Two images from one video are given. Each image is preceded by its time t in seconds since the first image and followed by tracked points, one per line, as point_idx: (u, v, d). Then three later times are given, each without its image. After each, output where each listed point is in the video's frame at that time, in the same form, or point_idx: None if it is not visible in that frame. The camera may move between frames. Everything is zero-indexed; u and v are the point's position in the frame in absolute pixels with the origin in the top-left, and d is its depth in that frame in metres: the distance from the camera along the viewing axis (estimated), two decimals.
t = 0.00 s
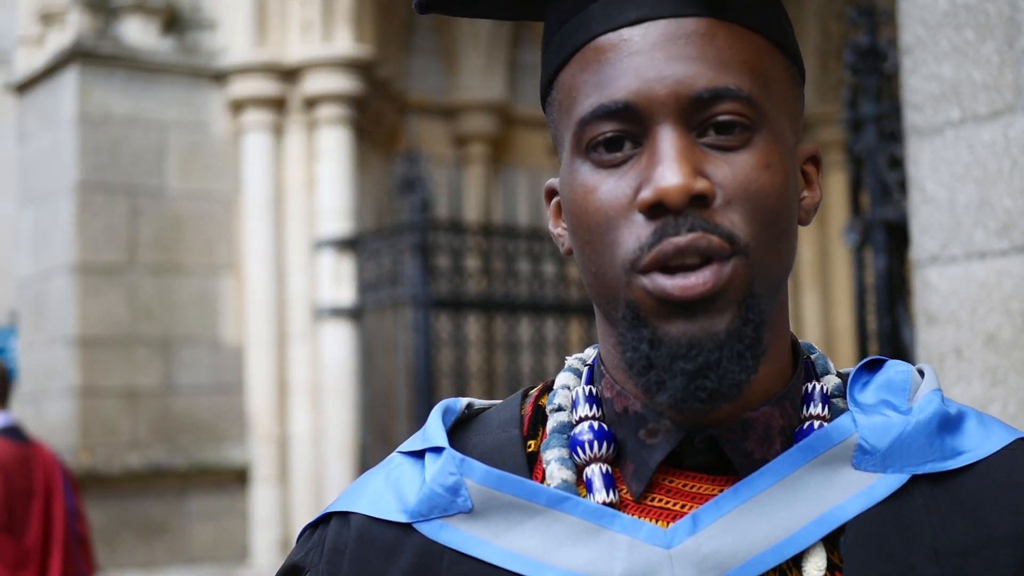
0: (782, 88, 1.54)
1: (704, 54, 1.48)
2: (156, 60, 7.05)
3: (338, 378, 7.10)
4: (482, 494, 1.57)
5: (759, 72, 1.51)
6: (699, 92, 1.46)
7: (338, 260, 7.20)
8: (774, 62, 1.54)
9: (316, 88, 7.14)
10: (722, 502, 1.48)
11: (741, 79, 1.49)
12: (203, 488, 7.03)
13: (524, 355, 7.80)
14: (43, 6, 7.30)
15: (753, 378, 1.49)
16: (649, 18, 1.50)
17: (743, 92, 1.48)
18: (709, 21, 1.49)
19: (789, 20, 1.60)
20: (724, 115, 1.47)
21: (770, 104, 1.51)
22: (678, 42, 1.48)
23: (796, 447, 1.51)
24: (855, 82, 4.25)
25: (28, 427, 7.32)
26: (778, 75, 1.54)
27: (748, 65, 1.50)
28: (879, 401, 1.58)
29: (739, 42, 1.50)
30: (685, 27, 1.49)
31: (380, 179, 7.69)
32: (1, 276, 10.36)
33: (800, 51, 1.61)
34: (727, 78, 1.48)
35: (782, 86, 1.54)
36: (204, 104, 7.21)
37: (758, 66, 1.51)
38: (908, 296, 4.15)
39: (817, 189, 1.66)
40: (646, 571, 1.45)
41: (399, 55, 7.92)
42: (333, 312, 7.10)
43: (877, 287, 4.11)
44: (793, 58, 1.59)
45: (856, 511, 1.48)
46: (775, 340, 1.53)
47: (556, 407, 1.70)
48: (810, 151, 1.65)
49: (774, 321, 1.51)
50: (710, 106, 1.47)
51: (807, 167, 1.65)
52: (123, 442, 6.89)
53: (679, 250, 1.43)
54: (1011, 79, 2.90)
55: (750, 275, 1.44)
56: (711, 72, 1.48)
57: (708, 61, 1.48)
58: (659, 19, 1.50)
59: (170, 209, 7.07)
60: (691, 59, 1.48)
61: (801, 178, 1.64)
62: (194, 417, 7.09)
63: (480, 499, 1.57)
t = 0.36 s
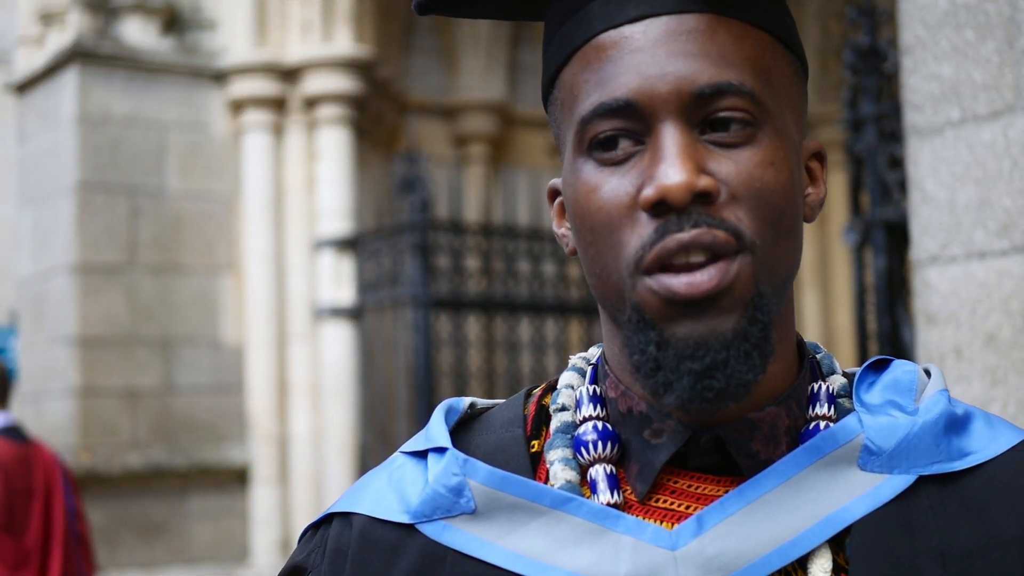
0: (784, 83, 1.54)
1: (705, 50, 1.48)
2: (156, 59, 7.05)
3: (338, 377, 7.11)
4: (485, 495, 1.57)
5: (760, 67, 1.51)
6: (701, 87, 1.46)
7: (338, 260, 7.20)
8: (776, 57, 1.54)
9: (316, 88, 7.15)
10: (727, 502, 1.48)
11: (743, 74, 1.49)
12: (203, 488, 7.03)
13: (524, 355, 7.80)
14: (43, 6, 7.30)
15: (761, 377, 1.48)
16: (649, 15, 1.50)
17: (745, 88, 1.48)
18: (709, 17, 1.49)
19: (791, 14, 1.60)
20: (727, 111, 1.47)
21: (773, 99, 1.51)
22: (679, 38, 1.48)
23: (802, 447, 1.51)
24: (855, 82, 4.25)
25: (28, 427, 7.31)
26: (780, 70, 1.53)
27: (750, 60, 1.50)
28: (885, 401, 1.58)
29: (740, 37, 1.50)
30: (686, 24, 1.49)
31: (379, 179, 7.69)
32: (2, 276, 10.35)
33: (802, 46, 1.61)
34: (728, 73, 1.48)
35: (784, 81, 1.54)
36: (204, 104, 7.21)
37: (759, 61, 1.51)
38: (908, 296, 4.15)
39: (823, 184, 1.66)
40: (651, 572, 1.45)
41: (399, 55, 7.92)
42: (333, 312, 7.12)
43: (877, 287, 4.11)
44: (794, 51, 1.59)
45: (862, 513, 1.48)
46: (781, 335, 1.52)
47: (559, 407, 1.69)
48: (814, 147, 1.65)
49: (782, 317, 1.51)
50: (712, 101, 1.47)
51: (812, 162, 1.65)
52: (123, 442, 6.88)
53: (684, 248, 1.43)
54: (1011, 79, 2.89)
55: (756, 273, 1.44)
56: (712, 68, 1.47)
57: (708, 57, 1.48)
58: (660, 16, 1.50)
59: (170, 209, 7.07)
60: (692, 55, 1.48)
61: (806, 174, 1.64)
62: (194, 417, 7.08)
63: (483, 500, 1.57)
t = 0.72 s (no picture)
0: (759, 84, 1.51)
1: (661, 55, 1.47)
2: (156, 59, 7.04)
3: (338, 377, 7.13)
4: (488, 495, 1.56)
5: (724, 69, 1.48)
6: (649, 93, 1.46)
7: (338, 260, 7.20)
8: (750, 57, 1.51)
9: (317, 88, 7.16)
10: (731, 504, 1.47)
11: (699, 78, 1.47)
12: (203, 488, 7.03)
13: (524, 355, 7.81)
14: (43, 5, 7.29)
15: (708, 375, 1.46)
16: (611, 22, 1.51)
17: (698, 92, 1.46)
18: (670, 22, 1.49)
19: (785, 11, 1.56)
20: (677, 118, 1.46)
21: (737, 103, 1.48)
22: (635, 45, 1.48)
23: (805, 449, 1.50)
24: (855, 82, 4.25)
25: (28, 427, 7.31)
26: (753, 71, 1.50)
27: (712, 63, 1.48)
28: (891, 402, 1.58)
29: (703, 40, 1.48)
30: (643, 30, 1.49)
31: (379, 179, 7.70)
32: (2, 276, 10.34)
33: (796, 44, 1.57)
34: (682, 79, 1.46)
35: (760, 82, 1.51)
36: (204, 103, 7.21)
37: (722, 64, 1.48)
38: (908, 296, 4.15)
39: (826, 185, 1.61)
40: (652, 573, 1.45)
41: (399, 55, 7.92)
42: (332, 312, 7.14)
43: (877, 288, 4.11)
44: (780, 46, 1.55)
45: (866, 514, 1.47)
46: (771, 333, 1.54)
47: (563, 407, 1.69)
48: (820, 145, 1.60)
49: (747, 321, 1.49)
50: (663, 108, 1.46)
51: (817, 161, 1.61)
52: (123, 442, 6.88)
53: (621, 255, 1.43)
54: (1011, 78, 2.89)
55: (699, 281, 1.42)
56: (666, 73, 1.47)
57: (662, 63, 1.47)
58: (620, 23, 1.51)
59: (170, 209, 7.06)
60: (646, 61, 1.47)
61: (804, 174, 1.60)
62: (194, 417, 7.08)
63: (487, 500, 1.56)
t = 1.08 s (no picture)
0: (775, 77, 1.53)
1: (687, 41, 1.48)
2: (156, 59, 7.04)
3: (338, 377, 7.13)
4: (490, 497, 1.57)
5: (745, 60, 1.50)
6: (679, 78, 1.46)
7: (338, 260, 7.20)
8: (764, 49, 1.53)
9: (317, 88, 7.16)
10: (733, 506, 1.47)
11: (724, 66, 1.48)
12: (202, 488, 7.03)
13: (524, 355, 7.81)
14: (43, 5, 7.28)
15: (753, 369, 1.47)
16: (631, 10, 1.51)
17: (726, 78, 1.47)
18: (692, 10, 1.49)
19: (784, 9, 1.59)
20: (708, 102, 1.46)
21: (759, 91, 1.50)
22: (661, 31, 1.48)
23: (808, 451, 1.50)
24: (855, 82, 4.25)
25: (28, 427, 7.31)
26: (768, 63, 1.53)
27: (734, 52, 1.49)
28: (894, 404, 1.58)
29: (725, 29, 1.49)
30: (667, 17, 1.49)
31: (379, 179, 7.70)
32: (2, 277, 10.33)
33: (797, 41, 1.60)
34: (708, 65, 1.47)
35: (773, 74, 1.53)
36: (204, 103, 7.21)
37: (744, 54, 1.50)
38: (909, 296, 4.15)
39: (825, 181, 1.65)
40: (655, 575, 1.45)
41: (399, 55, 7.92)
42: (333, 312, 7.14)
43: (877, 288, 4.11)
44: (785, 43, 1.57)
45: (868, 515, 1.47)
46: (780, 331, 1.51)
47: (566, 408, 1.70)
48: (817, 143, 1.65)
49: (777, 316, 1.49)
50: (692, 92, 1.46)
51: (814, 159, 1.65)
52: (123, 442, 6.88)
53: (664, 240, 1.41)
54: (1011, 78, 2.88)
55: (741, 265, 1.42)
56: (691, 59, 1.47)
57: (688, 50, 1.47)
58: (640, 11, 1.50)
59: (170, 209, 7.06)
60: (672, 47, 1.47)
61: (806, 169, 1.63)
62: (194, 417, 7.08)
63: (489, 501, 1.57)
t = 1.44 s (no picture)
0: (776, 78, 1.53)
1: (693, 42, 1.47)
2: (156, 59, 7.04)
3: (338, 377, 7.13)
4: (486, 498, 1.57)
5: (750, 60, 1.50)
6: (688, 79, 1.46)
7: (338, 260, 7.20)
8: (767, 50, 1.53)
9: (317, 88, 7.16)
10: (729, 505, 1.47)
11: (731, 66, 1.48)
12: (202, 488, 7.03)
13: (524, 355, 7.81)
14: (43, 5, 7.28)
15: (758, 371, 1.47)
16: (637, 10, 1.50)
17: (733, 79, 1.47)
18: (698, 11, 1.49)
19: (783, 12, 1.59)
20: (716, 104, 1.46)
21: (764, 92, 1.50)
22: (667, 32, 1.48)
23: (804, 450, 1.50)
24: (855, 82, 4.25)
25: (28, 427, 7.31)
26: (771, 63, 1.53)
27: (739, 52, 1.49)
28: (891, 402, 1.57)
29: (730, 29, 1.49)
30: (673, 18, 1.48)
31: (379, 179, 7.70)
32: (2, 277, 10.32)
33: (794, 41, 1.61)
34: (716, 66, 1.47)
35: (775, 73, 1.53)
36: (204, 103, 7.21)
37: (749, 55, 1.50)
38: (908, 296, 4.15)
39: (819, 181, 1.66)
40: None
41: (399, 55, 7.92)
42: (333, 312, 7.14)
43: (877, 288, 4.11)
44: (783, 43, 1.57)
45: (866, 514, 1.47)
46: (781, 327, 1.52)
47: (562, 408, 1.69)
48: (811, 143, 1.65)
49: (779, 314, 1.50)
50: (701, 93, 1.46)
51: (809, 159, 1.65)
52: (123, 442, 6.88)
53: (674, 242, 1.41)
54: (1011, 78, 2.88)
55: (751, 266, 1.43)
56: (699, 60, 1.47)
57: (696, 50, 1.47)
58: (646, 11, 1.50)
59: (170, 209, 7.06)
60: (679, 48, 1.47)
61: (802, 169, 1.64)
62: (194, 417, 7.08)
63: (485, 502, 1.57)
